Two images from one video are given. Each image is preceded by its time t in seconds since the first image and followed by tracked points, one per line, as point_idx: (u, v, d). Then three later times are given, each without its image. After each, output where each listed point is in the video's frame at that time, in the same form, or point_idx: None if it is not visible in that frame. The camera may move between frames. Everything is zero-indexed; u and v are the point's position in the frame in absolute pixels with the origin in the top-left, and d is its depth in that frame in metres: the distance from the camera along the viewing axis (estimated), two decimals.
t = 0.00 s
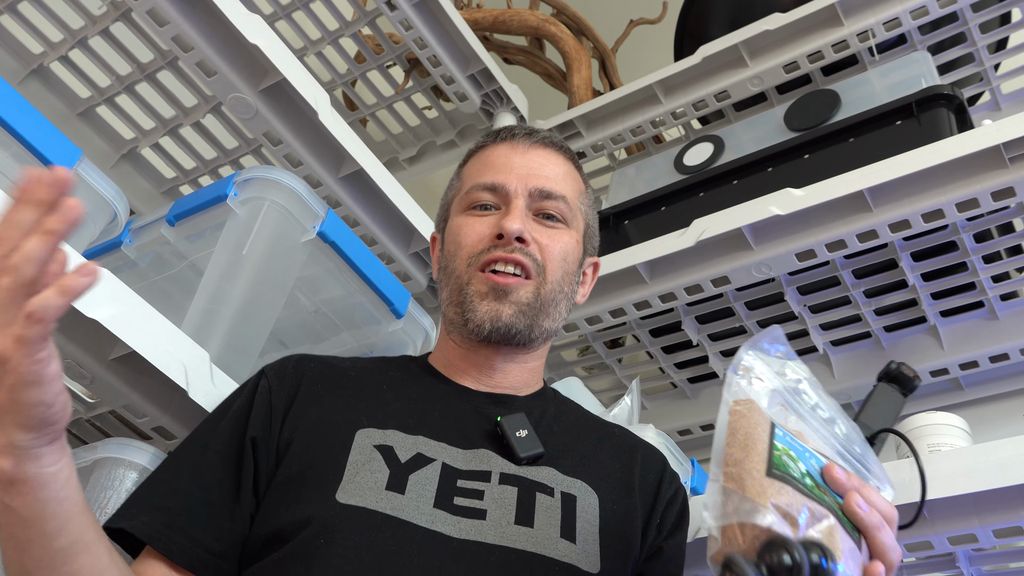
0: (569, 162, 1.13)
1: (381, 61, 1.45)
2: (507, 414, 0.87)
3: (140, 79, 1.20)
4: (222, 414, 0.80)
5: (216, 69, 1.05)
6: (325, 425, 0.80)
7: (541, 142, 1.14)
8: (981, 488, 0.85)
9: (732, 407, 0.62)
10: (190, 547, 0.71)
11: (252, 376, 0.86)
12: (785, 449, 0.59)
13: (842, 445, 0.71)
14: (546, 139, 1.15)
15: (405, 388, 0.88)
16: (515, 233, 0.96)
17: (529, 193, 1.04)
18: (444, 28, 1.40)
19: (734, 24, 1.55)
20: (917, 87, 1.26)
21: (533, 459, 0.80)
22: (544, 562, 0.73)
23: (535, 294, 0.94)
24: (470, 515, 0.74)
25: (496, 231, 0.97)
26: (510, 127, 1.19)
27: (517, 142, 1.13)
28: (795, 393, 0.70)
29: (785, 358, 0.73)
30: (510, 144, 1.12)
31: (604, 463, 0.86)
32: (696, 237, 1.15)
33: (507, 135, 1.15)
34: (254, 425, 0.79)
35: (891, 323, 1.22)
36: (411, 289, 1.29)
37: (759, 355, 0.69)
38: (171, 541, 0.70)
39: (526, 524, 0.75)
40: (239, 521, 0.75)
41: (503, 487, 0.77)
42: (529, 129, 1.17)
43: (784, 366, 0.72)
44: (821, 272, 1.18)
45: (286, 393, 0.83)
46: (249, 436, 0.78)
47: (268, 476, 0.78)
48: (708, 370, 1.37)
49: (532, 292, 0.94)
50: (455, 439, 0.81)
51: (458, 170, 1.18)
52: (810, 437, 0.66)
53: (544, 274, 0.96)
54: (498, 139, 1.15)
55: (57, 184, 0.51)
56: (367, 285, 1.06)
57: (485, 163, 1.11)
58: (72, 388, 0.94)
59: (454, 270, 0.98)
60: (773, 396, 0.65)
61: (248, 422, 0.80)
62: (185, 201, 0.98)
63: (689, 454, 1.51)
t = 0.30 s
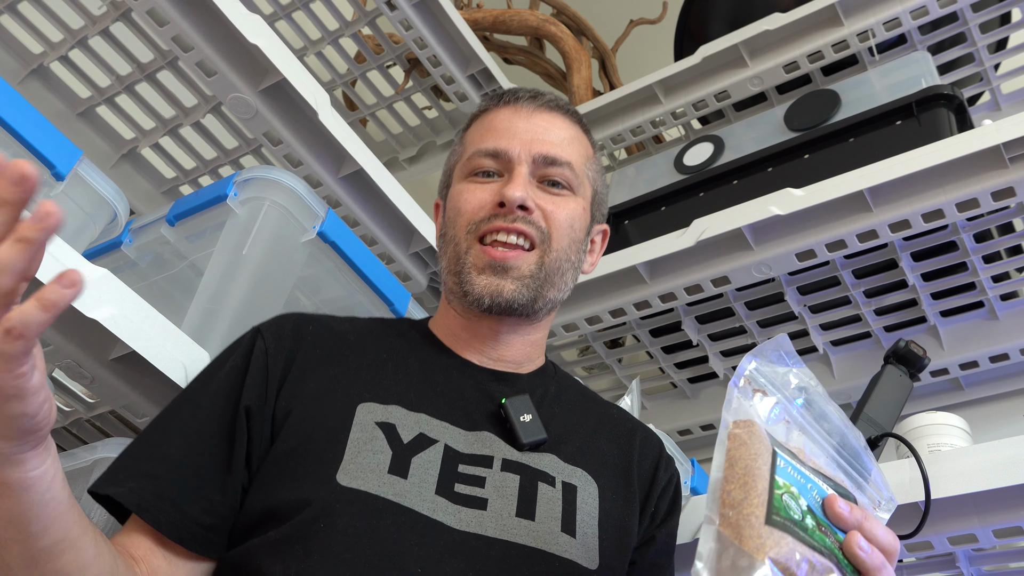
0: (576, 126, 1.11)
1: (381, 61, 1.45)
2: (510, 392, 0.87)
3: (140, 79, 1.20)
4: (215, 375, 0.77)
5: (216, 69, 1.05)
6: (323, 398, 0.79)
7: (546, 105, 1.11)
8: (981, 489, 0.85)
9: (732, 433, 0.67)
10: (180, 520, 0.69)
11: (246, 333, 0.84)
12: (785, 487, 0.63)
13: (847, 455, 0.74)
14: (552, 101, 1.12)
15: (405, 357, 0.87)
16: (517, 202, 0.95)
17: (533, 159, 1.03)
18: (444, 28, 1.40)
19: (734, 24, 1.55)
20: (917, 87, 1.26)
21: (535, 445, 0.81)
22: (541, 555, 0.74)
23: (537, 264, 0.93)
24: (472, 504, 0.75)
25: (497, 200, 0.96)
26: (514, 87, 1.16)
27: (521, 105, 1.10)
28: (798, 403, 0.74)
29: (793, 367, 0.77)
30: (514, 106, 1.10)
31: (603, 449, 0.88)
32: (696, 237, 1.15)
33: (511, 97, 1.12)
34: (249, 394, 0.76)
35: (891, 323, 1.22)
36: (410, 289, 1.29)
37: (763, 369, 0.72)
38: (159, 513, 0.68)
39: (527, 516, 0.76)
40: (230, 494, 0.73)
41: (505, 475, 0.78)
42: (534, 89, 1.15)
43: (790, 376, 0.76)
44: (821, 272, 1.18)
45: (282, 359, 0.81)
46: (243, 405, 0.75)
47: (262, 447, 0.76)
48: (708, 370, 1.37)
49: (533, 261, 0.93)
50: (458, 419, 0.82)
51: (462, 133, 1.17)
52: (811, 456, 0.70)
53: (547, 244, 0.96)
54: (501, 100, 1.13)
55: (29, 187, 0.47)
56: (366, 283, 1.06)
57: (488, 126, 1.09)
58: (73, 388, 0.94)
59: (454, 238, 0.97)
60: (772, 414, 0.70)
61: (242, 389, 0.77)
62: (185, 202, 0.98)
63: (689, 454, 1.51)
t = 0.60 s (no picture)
0: (609, 99, 1.09)
1: (381, 61, 1.45)
2: (515, 377, 0.87)
3: (140, 79, 1.20)
4: (215, 337, 0.76)
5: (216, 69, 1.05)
6: (324, 375, 0.78)
7: (583, 74, 1.08)
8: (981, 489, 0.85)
9: (741, 460, 0.60)
10: (168, 493, 0.69)
11: (246, 288, 0.83)
12: (802, 522, 0.59)
13: (841, 457, 0.73)
14: (589, 70, 1.09)
15: (410, 332, 0.87)
16: (548, 184, 0.92)
17: (566, 134, 1.00)
18: (444, 28, 1.40)
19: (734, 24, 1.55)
20: (917, 87, 1.26)
21: (539, 439, 0.81)
22: (540, 556, 0.75)
23: (561, 250, 0.92)
24: (473, 502, 0.75)
25: (528, 176, 0.93)
26: (549, 48, 1.12)
27: (557, 72, 1.07)
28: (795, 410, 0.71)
29: (790, 372, 0.74)
30: (550, 74, 1.06)
31: (603, 437, 0.89)
32: (697, 237, 1.15)
33: (547, 61, 1.08)
34: (249, 366, 0.76)
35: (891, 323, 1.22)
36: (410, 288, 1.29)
37: (763, 379, 0.68)
38: (148, 483, 0.68)
39: (529, 516, 0.76)
40: (223, 471, 0.73)
41: (508, 471, 0.78)
42: (570, 53, 1.11)
43: (786, 382, 0.72)
44: (821, 272, 1.18)
45: (286, 328, 0.81)
46: (244, 378, 0.75)
47: (259, 422, 0.76)
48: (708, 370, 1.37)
49: (558, 246, 0.92)
50: (462, 407, 0.81)
51: (486, 90, 1.13)
52: (815, 470, 0.67)
53: (573, 229, 0.94)
54: (535, 63, 1.09)
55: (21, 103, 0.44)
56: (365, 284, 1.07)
57: (519, 92, 1.05)
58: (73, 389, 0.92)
59: (474, 213, 0.94)
60: (775, 429, 0.65)
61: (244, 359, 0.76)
62: (185, 201, 0.98)
63: (690, 454, 1.51)
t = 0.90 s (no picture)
0: (609, 94, 1.09)
1: (382, 61, 1.45)
2: (519, 376, 0.88)
3: (140, 79, 1.20)
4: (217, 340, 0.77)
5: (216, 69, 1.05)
6: (324, 374, 0.79)
7: (584, 68, 1.08)
8: (982, 489, 0.85)
9: (740, 492, 0.56)
10: (173, 493, 0.68)
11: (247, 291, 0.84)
12: (805, 562, 0.54)
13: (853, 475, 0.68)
14: (591, 65, 1.09)
15: (410, 332, 0.87)
16: (549, 179, 0.91)
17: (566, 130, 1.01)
18: (444, 28, 1.40)
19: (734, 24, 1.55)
20: (917, 87, 1.26)
21: (541, 437, 0.82)
22: (544, 555, 0.75)
23: (563, 245, 0.90)
24: (474, 499, 0.75)
25: (530, 173, 0.92)
26: (550, 42, 1.12)
27: (558, 68, 1.07)
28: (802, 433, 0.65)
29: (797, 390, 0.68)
30: (551, 69, 1.06)
31: (609, 438, 0.89)
32: (696, 237, 1.15)
33: (548, 55, 1.08)
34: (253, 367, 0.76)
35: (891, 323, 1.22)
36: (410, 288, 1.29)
37: (766, 398, 0.63)
38: (151, 484, 0.67)
39: (531, 514, 0.76)
40: (227, 472, 0.73)
41: (509, 468, 0.78)
42: (572, 48, 1.11)
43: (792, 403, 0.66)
44: (820, 272, 1.18)
45: (288, 330, 0.82)
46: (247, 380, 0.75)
47: (261, 422, 0.76)
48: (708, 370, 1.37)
49: (560, 243, 0.89)
50: (462, 407, 0.82)
51: (488, 85, 1.13)
52: (825, 496, 0.61)
53: (573, 226, 0.92)
54: (537, 56, 1.09)
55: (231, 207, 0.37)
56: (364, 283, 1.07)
57: (520, 87, 1.05)
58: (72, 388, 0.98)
59: (476, 209, 0.93)
60: (779, 455, 0.61)
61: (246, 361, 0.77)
62: (185, 201, 0.98)
63: (690, 454, 1.51)
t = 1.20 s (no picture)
0: (623, 110, 1.04)
1: (382, 61, 1.45)
2: (528, 382, 0.87)
3: (140, 79, 1.20)
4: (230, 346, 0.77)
5: (216, 69, 1.05)
6: (332, 381, 0.79)
7: (597, 84, 1.04)
8: (982, 489, 0.85)
9: (725, 405, 0.61)
10: (188, 496, 0.70)
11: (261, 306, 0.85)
12: (787, 450, 0.59)
13: (830, 408, 0.72)
14: (604, 81, 1.05)
15: (419, 339, 0.87)
16: (545, 205, 0.88)
17: (571, 149, 0.96)
18: (444, 28, 1.40)
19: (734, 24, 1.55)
20: (917, 87, 1.26)
21: (551, 439, 0.81)
22: (551, 554, 0.75)
23: (558, 272, 0.88)
24: (482, 500, 0.75)
25: (527, 197, 0.89)
26: (564, 57, 1.07)
27: (569, 84, 1.02)
28: (777, 365, 0.70)
29: (766, 327, 0.73)
30: (561, 87, 1.02)
31: (624, 446, 0.88)
32: (697, 237, 1.15)
33: (560, 72, 1.04)
34: (263, 371, 0.77)
35: (891, 322, 1.22)
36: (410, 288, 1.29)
37: (739, 333, 0.69)
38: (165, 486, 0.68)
39: (539, 514, 0.76)
40: (239, 473, 0.73)
41: (518, 470, 0.78)
42: (585, 63, 1.07)
43: (764, 339, 0.72)
44: (820, 272, 1.18)
45: (297, 337, 0.82)
46: (258, 382, 0.76)
47: (272, 423, 0.76)
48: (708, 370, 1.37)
49: (556, 270, 0.88)
50: (471, 411, 0.81)
51: (503, 97, 1.11)
52: (801, 416, 0.66)
53: (571, 249, 0.89)
54: (548, 73, 1.05)
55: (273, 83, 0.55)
56: (368, 284, 1.06)
57: (530, 104, 1.02)
58: (72, 387, 0.98)
59: (478, 228, 0.92)
60: (758, 382, 0.66)
61: (258, 363, 0.78)
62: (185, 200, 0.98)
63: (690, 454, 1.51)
